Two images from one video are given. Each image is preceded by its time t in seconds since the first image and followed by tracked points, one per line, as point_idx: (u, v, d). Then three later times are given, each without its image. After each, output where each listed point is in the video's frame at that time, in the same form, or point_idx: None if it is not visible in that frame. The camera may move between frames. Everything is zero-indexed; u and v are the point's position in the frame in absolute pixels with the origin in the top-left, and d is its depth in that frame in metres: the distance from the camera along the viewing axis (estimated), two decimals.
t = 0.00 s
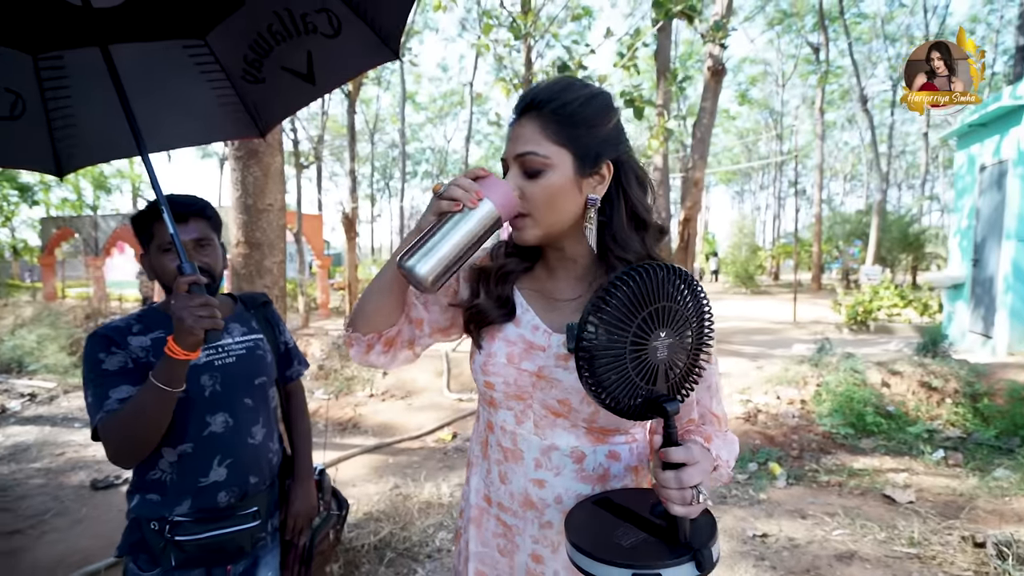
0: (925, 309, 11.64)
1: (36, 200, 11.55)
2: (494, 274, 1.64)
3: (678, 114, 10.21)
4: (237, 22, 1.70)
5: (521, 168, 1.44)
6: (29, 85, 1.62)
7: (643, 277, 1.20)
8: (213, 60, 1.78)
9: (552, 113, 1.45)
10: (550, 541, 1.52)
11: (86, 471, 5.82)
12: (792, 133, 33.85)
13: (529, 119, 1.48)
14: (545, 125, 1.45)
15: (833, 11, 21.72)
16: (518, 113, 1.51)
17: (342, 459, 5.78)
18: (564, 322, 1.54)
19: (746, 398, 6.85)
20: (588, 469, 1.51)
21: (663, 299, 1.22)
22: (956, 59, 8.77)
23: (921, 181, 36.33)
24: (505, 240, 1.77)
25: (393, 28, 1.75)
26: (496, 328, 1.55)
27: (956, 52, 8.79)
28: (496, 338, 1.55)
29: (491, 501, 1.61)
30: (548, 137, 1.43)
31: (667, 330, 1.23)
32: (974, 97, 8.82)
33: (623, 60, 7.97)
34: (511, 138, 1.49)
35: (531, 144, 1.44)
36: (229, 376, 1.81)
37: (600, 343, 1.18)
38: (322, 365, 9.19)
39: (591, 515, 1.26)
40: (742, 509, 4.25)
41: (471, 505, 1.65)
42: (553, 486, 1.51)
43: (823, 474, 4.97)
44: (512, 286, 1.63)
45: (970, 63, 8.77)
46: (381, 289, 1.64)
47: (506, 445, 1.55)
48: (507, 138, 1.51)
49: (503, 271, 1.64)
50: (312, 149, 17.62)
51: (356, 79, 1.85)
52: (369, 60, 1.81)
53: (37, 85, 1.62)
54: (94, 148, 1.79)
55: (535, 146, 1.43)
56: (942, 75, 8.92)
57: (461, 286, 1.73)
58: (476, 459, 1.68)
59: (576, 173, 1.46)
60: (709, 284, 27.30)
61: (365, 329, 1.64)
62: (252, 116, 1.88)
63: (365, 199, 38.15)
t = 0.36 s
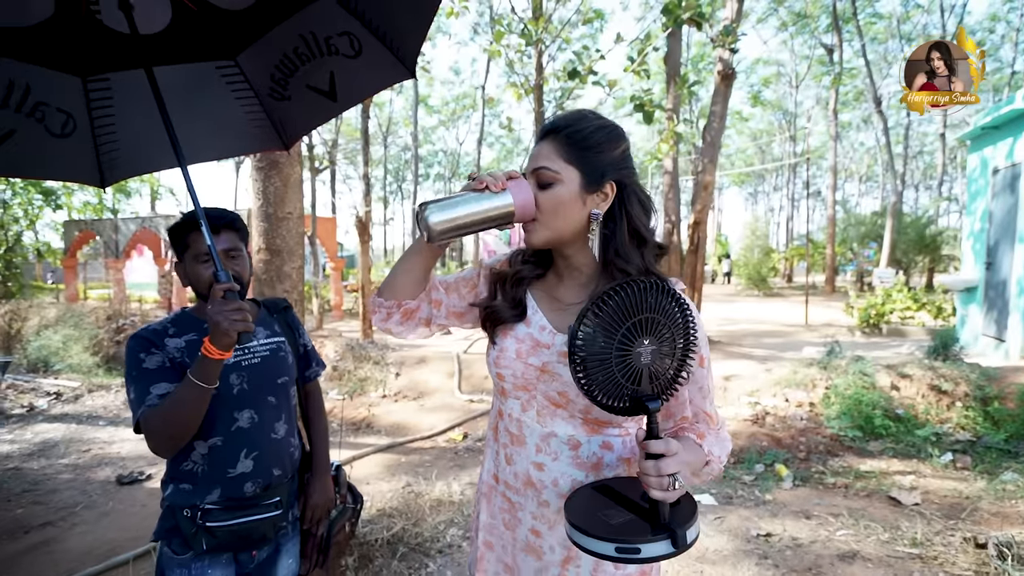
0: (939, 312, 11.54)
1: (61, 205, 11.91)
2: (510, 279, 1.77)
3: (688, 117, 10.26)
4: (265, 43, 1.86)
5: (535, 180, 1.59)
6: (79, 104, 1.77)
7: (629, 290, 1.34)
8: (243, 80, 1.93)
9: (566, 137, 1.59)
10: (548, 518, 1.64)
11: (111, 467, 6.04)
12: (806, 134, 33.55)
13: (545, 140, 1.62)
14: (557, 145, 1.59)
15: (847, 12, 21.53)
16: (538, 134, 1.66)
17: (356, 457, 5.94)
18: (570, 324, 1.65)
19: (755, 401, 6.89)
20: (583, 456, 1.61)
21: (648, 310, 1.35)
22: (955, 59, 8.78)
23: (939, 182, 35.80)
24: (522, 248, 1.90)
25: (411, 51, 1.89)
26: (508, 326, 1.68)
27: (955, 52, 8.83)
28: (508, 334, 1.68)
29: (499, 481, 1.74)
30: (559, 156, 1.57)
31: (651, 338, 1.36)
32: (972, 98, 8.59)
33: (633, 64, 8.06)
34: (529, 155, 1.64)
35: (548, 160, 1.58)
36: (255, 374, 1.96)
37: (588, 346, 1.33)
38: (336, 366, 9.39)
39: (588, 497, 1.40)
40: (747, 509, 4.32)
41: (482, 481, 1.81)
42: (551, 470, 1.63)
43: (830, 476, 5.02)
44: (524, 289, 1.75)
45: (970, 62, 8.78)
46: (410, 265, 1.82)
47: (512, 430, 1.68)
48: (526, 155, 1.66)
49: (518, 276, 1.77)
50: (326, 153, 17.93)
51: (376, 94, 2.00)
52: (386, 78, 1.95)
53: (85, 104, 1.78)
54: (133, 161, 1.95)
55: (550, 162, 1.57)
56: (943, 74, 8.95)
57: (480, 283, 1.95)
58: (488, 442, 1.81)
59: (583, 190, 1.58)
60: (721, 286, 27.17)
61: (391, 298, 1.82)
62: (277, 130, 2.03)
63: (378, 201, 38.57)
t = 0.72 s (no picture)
0: (938, 313, 11.61)
1: (67, 205, 12.05)
2: (515, 277, 1.87)
3: (689, 119, 10.36)
4: (287, 59, 2.00)
5: (540, 184, 1.69)
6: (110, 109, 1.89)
7: (617, 288, 1.46)
8: (263, 92, 2.09)
9: (572, 150, 1.71)
10: (542, 496, 1.75)
11: (121, 462, 6.18)
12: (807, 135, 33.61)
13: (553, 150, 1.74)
14: (563, 155, 1.71)
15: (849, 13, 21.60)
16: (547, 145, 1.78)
17: (361, 454, 6.06)
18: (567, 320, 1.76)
19: (753, 400, 7.00)
20: (574, 440, 1.72)
21: (633, 308, 1.47)
22: (955, 59, 8.95)
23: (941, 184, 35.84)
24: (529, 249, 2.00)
25: (422, 70, 1.95)
26: (512, 320, 1.79)
27: (954, 53, 8.95)
28: (509, 327, 1.79)
29: (500, 462, 1.85)
30: (563, 165, 1.69)
31: (637, 334, 1.47)
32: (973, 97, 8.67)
33: (634, 67, 8.16)
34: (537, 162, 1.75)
35: (552, 169, 1.70)
36: (271, 368, 2.07)
37: (580, 337, 1.45)
38: (340, 365, 9.51)
39: (578, 480, 1.51)
40: (743, 505, 4.42)
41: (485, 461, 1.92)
42: (545, 452, 1.74)
43: (825, 473, 5.12)
44: (527, 287, 1.85)
45: (970, 63, 8.89)
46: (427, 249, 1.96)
47: (511, 415, 1.80)
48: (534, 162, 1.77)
49: (522, 275, 1.87)
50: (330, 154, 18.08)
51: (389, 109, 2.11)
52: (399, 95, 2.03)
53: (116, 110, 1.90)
54: (155, 164, 2.07)
55: (555, 169, 1.68)
56: (943, 74, 9.07)
57: (489, 278, 2.09)
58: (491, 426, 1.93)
59: (582, 198, 1.70)
60: (722, 286, 27.26)
61: (406, 278, 1.97)
62: (292, 139, 2.19)
63: (381, 201, 38.75)
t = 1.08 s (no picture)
0: (935, 313, 11.70)
1: (65, 204, 12.04)
2: (522, 277, 1.92)
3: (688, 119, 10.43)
4: (302, 66, 2.10)
5: (548, 182, 1.75)
6: (129, 111, 1.96)
7: (621, 293, 1.51)
8: (277, 98, 2.19)
9: (579, 154, 1.76)
10: (550, 489, 1.80)
11: (124, 461, 6.21)
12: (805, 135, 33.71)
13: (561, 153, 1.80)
14: (570, 158, 1.76)
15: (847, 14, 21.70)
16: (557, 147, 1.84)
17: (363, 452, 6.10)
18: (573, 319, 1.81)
19: (752, 399, 7.06)
20: (581, 434, 1.77)
21: (637, 310, 1.52)
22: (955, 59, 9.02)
23: (938, 184, 35.99)
24: (535, 250, 2.04)
25: (434, 78, 2.10)
26: (519, 318, 1.84)
27: (955, 53, 9.03)
28: (518, 326, 1.84)
29: (509, 456, 1.90)
30: (570, 167, 1.74)
31: (641, 335, 1.52)
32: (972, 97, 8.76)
33: (633, 68, 8.22)
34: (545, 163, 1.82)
35: (559, 169, 1.76)
36: (284, 366, 2.12)
37: (585, 340, 1.50)
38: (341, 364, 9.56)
39: (587, 474, 1.56)
40: (742, 502, 4.48)
41: (494, 457, 1.97)
42: (553, 446, 1.78)
43: (823, 471, 5.18)
44: (533, 287, 1.89)
45: (970, 63, 8.98)
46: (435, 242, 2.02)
47: (520, 411, 1.85)
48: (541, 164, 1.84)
49: (528, 275, 1.92)
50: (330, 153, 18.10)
51: (401, 115, 2.23)
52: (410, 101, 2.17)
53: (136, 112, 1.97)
54: (171, 163, 2.14)
55: (562, 170, 1.74)
56: (942, 74, 9.14)
57: (495, 276, 2.14)
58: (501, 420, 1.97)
59: (588, 201, 1.75)
60: (720, 285, 27.35)
61: (414, 268, 2.00)
62: (305, 143, 2.32)
63: (379, 201, 38.75)
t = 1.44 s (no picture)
0: (907, 310, 12.07)
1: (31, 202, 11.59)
2: (519, 279, 1.90)
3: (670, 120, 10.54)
4: (290, 68, 2.06)
5: (549, 180, 1.75)
6: (112, 114, 1.89)
7: (617, 298, 1.49)
8: (265, 101, 2.14)
9: (585, 155, 1.75)
10: (546, 495, 1.78)
11: (97, 469, 6.00)
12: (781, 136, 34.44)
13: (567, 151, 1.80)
14: (576, 155, 1.75)
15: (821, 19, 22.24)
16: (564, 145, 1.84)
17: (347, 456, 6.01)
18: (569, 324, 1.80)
19: (735, 396, 7.17)
20: (577, 440, 1.75)
21: (633, 317, 1.50)
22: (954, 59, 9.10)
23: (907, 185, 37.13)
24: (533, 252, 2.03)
25: (424, 77, 2.06)
26: (514, 322, 1.82)
27: (955, 53, 9.10)
28: (514, 330, 1.81)
29: (504, 460, 1.88)
30: (574, 165, 1.73)
31: (636, 342, 1.51)
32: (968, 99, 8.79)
33: (617, 68, 8.27)
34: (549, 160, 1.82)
35: (561, 167, 1.76)
36: (275, 371, 2.06)
37: (579, 346, 1.48)
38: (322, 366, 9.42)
39: (580, 483, 1.55)
40: (729, 499, 4.54)
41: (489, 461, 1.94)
42: (549, 452, 1.77)
43: (805, 466, 5.28)
44: (531, 289, 1.87)
45: (969, 63, 9.07)
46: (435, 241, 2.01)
47: (515, 415, 1.83)
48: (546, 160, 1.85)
49: (526, 277, 1.89)
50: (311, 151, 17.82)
51: (392, 117, 2.20)
52: (400, 100, 2.14)
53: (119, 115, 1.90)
54: (156, 169, 2.07)
55: (564, 168, 1.74)
56: (942, 75, 9.22)
57: (494, 278, 2.10)
58: (496, 423, 1.95)
59: (591, 202, 1.74)
60: (700, 284, 27.78)
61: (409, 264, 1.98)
62: (293, 147, 2.26)
63: (360, 199, 38.29)
